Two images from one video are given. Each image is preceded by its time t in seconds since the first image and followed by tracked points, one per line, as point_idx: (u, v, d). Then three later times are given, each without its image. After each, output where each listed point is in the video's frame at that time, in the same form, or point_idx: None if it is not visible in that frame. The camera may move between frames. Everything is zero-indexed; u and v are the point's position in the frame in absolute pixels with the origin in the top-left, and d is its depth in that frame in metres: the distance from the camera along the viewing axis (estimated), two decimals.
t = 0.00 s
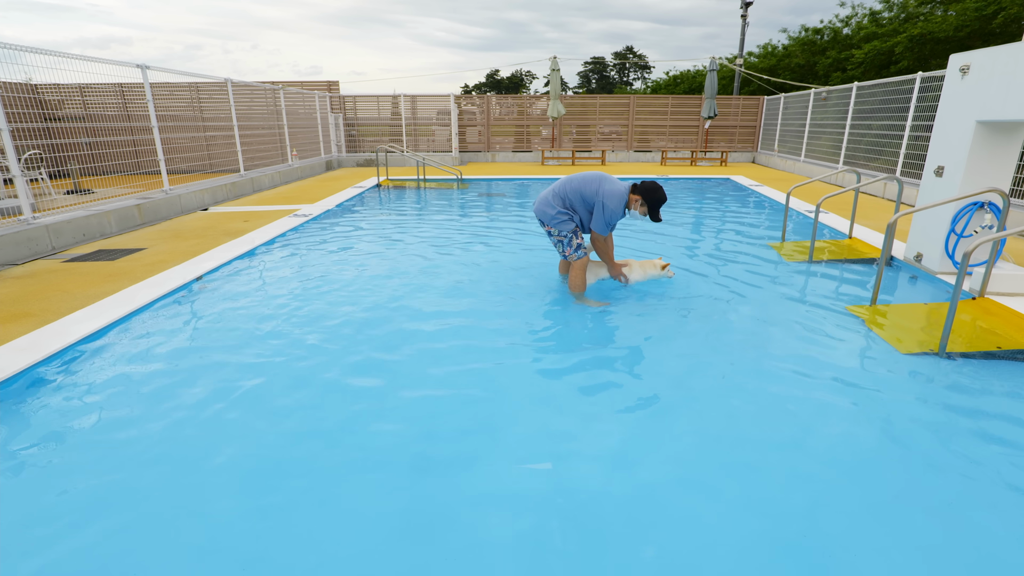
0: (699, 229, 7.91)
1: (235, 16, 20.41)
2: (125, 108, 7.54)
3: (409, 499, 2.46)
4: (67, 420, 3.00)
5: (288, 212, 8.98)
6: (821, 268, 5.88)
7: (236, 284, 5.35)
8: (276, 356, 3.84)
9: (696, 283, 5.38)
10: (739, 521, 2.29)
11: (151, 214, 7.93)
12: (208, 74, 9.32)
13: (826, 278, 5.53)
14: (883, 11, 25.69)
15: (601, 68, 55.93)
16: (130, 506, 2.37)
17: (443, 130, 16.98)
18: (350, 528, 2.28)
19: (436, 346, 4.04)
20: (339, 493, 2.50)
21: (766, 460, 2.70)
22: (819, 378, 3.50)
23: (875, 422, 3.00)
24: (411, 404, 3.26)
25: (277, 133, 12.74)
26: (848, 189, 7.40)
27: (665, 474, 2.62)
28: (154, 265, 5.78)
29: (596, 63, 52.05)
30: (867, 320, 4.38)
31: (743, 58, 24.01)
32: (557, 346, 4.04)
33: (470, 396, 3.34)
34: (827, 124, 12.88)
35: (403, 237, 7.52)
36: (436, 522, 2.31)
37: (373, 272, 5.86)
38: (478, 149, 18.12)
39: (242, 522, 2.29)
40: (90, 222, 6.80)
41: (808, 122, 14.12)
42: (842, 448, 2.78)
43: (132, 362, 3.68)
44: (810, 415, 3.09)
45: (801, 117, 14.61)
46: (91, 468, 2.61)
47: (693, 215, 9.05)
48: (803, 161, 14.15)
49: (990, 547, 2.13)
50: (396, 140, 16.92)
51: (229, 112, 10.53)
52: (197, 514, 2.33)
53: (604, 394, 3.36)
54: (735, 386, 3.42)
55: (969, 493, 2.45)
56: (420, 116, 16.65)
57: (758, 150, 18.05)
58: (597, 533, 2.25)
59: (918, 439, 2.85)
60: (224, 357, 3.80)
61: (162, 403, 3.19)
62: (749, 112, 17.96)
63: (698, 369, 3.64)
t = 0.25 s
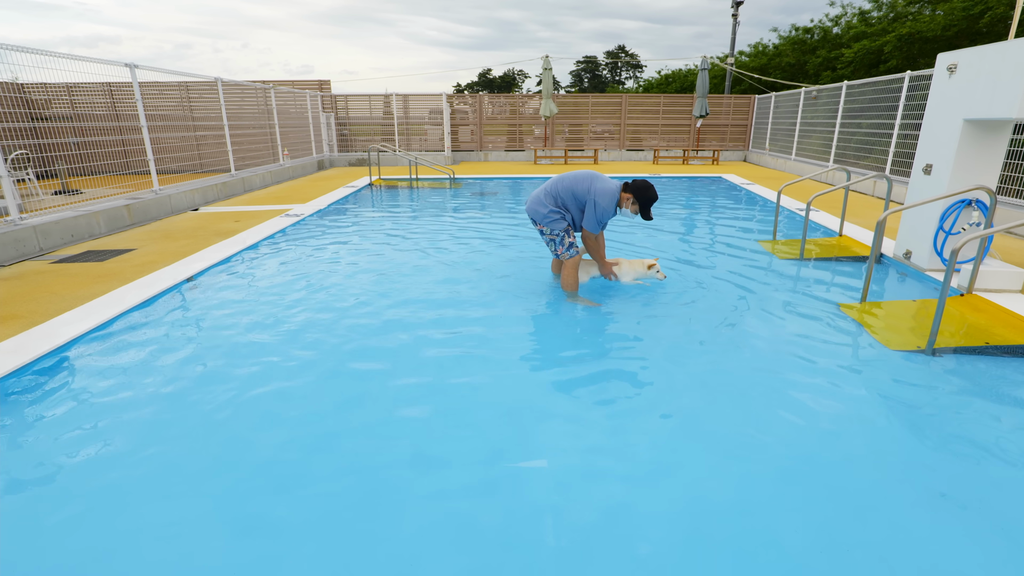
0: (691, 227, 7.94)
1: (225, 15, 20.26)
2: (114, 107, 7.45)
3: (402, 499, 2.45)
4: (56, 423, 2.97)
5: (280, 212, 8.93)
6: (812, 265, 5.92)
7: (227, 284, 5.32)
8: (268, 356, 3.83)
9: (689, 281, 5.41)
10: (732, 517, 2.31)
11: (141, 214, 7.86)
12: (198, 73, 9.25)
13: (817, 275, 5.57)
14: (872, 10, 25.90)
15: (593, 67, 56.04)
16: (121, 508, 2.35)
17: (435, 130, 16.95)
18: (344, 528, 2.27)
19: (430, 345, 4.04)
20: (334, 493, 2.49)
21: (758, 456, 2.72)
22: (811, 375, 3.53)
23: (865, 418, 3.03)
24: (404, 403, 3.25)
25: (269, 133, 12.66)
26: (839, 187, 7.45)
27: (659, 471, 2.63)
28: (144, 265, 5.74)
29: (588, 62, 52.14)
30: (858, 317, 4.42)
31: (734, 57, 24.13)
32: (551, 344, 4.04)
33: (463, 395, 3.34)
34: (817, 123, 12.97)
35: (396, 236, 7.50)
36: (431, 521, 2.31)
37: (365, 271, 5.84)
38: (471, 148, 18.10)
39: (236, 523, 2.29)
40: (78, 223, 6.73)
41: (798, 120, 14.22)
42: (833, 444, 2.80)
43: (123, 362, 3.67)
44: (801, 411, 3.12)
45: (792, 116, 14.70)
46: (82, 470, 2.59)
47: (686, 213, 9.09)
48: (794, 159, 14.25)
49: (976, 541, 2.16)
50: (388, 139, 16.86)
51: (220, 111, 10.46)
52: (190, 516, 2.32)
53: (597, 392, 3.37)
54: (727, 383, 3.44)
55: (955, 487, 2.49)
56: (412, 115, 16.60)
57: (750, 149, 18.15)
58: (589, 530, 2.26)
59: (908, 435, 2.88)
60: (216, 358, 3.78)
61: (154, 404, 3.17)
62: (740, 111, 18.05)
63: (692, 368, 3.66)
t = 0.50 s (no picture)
0: (684, 226, 7.97)
1: (215, 14, 20.11)
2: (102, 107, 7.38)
3: (397, 498, 2.45)
4: (45, 425, 2.94)
5: (272, 212, 8.88)
6: (803, 263, 5.96)
7: (219, 285, 5.29)
8: (261, 356, 3.81)
9: (682, 280, 5.43)
10: (724, 514, 2.33)
11: (131, 215, 7.79)
12: (188, 73, 9.18)
13: (808, 273, 5.61)
14: (862, 9, 26.07)
15: (586, 66, 56.14)
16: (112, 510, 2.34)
17: (428, 129, 16.91)
18: (338, 528, 2.27)
19: (424, 345, 4.03)
20: (327, 492, 2.49)
21: (750, 453, 2.73)
22: (803, 372, 3.56)
23: (856, 414, 3.06)
24: (398, 402, 3.25)
25: (260, 132, 12.59)
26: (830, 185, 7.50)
27: (652, 468, 2.64)
28: (134, 266, 5.69)
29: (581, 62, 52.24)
30: (849, 314, 4.46)
31: (725, 56, 24.21)
32: (544, 343, 4.05)
33: (457, 394, 3.34)
34: (809, 121, 13.04)
35: (389, 236, 7.48)
36: (425, 520, 2.31)
37: (358, 271, 5.82)
38: (464, 147, 18.07)
39: (229, 523, 2.28)
40: (67, 223, 6.66)
41: (790, 119, 14.30)
42: (825, 441, 2.83)
43: (113, 364, 3.64)
44: (793, 408, 3.14)
45: (783, 115, 14.77)
46: (72, 472, 2.57)
47: (678, 212, 9.13)
48: (786, 157, 14.33)
49: (964, 535, 2.19)
50: (381, 139, 16.80)
51: (211, 110, 10.37)
52: (182, 517, 2.31)
53: (591, 390, 3.37)
54: (719, 381, 3.46)
55: (944, 482, 2.52)
56: (405, 114, 16.54)
57: (742, 147, 18.23)
58: (583, 528, 2.26)
59: (898, 430, 2.91)
60: (208, 358, 3.76)
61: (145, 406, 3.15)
62: (732, 109, 18.12)
63: (686, 366, 3.67)
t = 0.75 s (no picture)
0: (678, 224, 7.99)
1: (207, 12, 19.97)
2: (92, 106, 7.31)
3: (392, 499, 2.45)
4: (37, 428, 2.92)
5: (265, 212, 8.83)
6: (796, 261, 5.99)
7: (212, 285, 5.26)
8: (254, 357, 3.79)
9: (676, 278, 5.45)
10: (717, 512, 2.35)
11: (122, 215, 7.73)
12: (179, 72, 9.13)
13: (801, 271, 5.64)
14: (853, 9, 26.22)
15: (580, 66, 56.43)
16: (105, 513, 2.32)
17: (422, 128, 16.88)
18: (333, 528, 2.26)
19: (418, 344, 4.03)
20: (320, 493, 2.48)
21: (744, 451, 2.75)
22: (795, 369, 3.58)
23: (849, 412, 3.08)
24: (393, 402, 3.24)
25: (253, 132, 12.53)
26: (822, 183, 7.55)
27: (646, 466, 2.66)
28: (126, 266, 5.65)
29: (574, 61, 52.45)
30: (841, 312, 4.49)
31: (718, 55, 24.30)
32: (538, 342, 4.06)
33: (453, 394, 3.34)
34: (801, 120, 13.11)
35: (382, 235, 7.46)
36: (419, 520, 2.31)
37: (352, 271, 5.80)
38: (457, 146, 18.04)
39: (222, 525, 2.27)
40: (57, 224, 6.60)
41: (782, 118, 14.37)
42: (816, 438, 2.85)
43: (105, 365, 3.61)
44: (785, 405, 3.16)
45: (776, 113, 14.85)
46: (64, 474, 2.56)
47: (672, 210, 9.16)
48: (778, 156, 14.40)
49: (955, 531, 2.22)
50: (375, 138, 16.76)
51: (202, 111, 10.36)
52: (177, 518, 2.30)
53: (584, 389, 3.38)
54: (712, 379, 3.48)
55: (933, 477, 2.55)
56: (398, 113, 16.50)
57: (735, 146, 18.31)
58: (578, 527, 2.27)
59: (890, 427, 2.94)
60: (201, 359, 3.74)
61: (137, 407, 3.13)
62: (725, 108, 18.19)
63: (680, 364, 3.69)
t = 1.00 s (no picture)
0: (673, 223, 8.02)
1: (200, 11, 19.87)
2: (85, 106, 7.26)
3: (391, 498, 2.45)
4: (31, 430, 2.90)
5: (260, 212, 8.80)
6: (791, 259, 6.02)
7: (207, 285, 5.24)
8: (251, 358, 3.78)
9: (671, 276, 5.47)
10: (712, 508, 2.36)
11: (115, 215, 7.68)
12: (173, 71, 9.09)
13: (795, 269, 5.67)
14: (847, 7, 26.31)
15: (575, 65, 56.48)
16: (102, 515, 2.31)
17: (417, 127, 16.85)
18: (332, 528, 2.26)
19: (415, 343, 4.04)
20: (318, 492, 2.48)
21: (739, 448, 2.77)
22: (790, 367, 3.60)
23: (845, 408, 3.10)
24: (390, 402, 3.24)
25: (247, 131, 12.48)
26: (816, 182, 7.58)
27: (642, 464, 2.67)
28: (120, 267, 5.63)
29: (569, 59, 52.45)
30: (835, 309, 4.52)
31: (712, 54, 24.35)
32: (534, 340, 4.07)
33: (449, 392, 3.34)
34: (795, 118, 13.15)
35: (378, 235, 7.45)
36: (417, 519, 2.32)
37: (348, 270, 5.80)
38: (453, 145, 18.01)
39: (219, 525, 2.26)
40: (50, 224, 6.56)
41: (776, 116, 14.42)
42: (810, 435, 2.87)
43: (101, 367, 3.59)
44: (780, 402, 3.18)
45: (770, 112, 14.90)
46: (59, 475, 2.55)
47: (667, 209, 9.18)
48: (773, 154, 14.44)
49: (948, 526, 2.24)
50: (369, 137, 16.71)
51: (195, 110, 10.32)
52: (172, 519, 2.29)
53: (580, 387, 3.39)
54: (708, 377, 3.50)
55: (925, 473, 2.57)
56: (393, 112, 16.47)
57: (729, 144, 18.36)
58: (577, 525, 2.27)
59: (886, 423, 2.96)
60: (196, 359, 3.73)
61: (133, 408, 3.12)
62: (720, 106, 18.23)
63: (677, 362, 3.70)
